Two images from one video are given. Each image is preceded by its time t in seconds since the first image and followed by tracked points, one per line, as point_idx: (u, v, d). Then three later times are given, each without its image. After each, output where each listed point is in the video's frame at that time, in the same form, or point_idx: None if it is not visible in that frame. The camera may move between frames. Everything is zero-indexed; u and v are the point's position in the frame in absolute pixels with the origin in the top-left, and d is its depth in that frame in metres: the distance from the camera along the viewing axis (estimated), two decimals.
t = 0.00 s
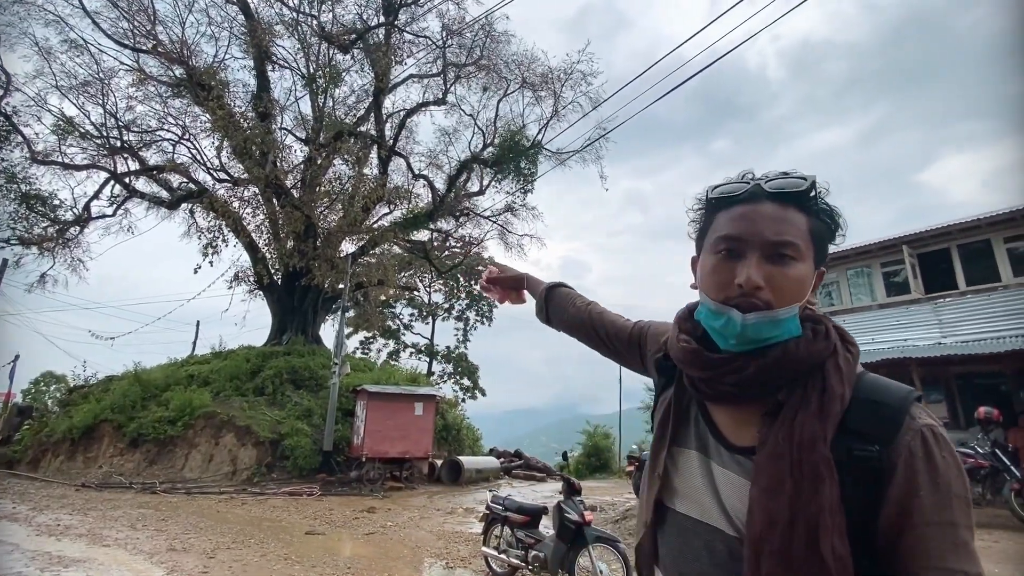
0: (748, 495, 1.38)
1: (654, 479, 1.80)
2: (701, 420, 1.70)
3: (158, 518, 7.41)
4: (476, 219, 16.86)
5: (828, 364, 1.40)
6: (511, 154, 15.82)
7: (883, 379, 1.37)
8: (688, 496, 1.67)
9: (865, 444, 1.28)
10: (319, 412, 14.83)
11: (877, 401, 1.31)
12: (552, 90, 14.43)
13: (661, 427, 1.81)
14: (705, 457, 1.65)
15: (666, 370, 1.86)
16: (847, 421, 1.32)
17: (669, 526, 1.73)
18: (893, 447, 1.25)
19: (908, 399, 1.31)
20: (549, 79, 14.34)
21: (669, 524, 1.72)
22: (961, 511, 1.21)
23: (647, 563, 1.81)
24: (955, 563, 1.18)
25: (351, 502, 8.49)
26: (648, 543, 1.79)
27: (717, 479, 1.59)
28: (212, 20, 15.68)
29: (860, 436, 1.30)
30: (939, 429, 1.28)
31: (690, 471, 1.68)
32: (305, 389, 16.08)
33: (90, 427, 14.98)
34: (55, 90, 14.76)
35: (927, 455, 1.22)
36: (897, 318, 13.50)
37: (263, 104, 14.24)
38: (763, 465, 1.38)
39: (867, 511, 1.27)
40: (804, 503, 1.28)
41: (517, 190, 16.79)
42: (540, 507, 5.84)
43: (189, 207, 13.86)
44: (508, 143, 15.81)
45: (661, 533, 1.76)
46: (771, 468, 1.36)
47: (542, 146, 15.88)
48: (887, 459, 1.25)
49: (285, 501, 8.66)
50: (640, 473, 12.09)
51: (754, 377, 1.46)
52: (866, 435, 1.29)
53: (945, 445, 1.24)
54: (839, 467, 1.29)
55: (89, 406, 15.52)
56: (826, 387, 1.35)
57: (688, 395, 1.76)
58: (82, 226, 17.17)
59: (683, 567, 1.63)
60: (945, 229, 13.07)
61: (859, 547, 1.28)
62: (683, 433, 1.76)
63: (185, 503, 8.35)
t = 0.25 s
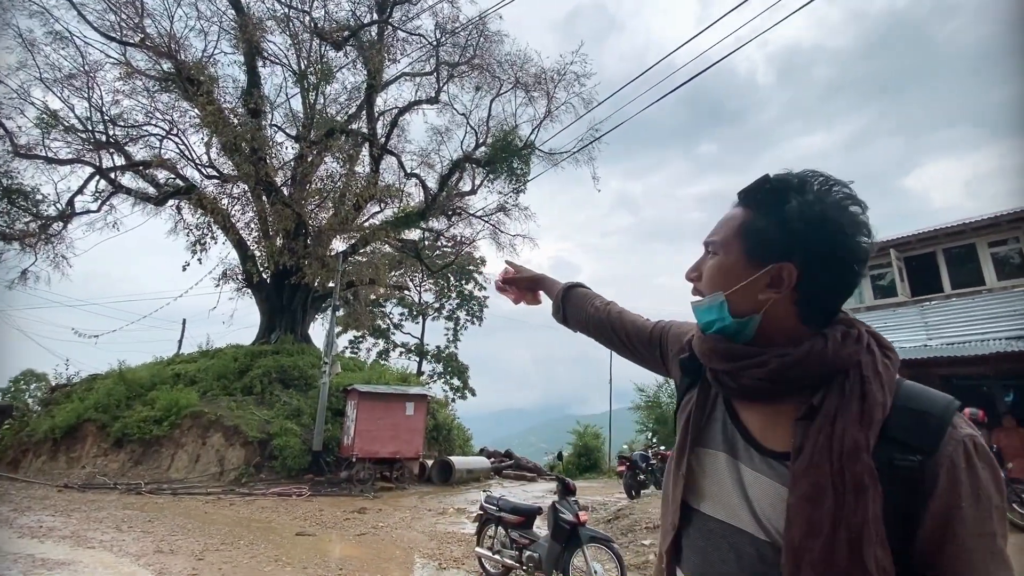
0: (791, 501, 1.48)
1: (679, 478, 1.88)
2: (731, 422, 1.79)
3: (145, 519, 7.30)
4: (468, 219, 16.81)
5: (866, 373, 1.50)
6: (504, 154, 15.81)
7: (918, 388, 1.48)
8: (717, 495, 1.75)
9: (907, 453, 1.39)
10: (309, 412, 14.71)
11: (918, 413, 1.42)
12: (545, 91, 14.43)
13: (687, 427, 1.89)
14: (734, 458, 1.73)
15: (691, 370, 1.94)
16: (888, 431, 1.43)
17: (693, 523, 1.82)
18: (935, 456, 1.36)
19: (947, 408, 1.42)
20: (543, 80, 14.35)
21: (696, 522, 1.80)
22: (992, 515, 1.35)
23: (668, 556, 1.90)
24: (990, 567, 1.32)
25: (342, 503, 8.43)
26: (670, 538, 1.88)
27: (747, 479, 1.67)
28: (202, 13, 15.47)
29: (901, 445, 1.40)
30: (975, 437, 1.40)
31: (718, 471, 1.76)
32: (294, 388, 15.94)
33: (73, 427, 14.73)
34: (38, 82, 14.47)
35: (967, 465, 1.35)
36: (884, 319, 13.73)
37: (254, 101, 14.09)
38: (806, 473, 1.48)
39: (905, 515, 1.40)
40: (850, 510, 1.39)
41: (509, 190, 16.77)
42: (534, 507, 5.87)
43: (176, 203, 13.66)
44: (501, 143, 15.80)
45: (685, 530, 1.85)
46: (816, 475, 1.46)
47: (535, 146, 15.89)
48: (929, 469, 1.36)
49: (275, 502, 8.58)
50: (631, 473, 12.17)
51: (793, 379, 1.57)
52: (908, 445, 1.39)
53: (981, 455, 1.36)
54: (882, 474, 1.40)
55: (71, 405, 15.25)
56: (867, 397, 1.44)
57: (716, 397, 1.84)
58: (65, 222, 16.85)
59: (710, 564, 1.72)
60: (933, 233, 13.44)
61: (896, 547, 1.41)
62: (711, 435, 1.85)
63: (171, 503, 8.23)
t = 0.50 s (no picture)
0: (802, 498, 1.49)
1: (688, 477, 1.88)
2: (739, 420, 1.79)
3: (125, 521, 7.13)
4: (457, 218, 16.73)
5: (876, 373, 1.52)
6: (494, 154, 15.77)
7: (926, 386, 1.49)
8: (724, 493, 1.75)
9: (914, 450, 1.40)
10: (295, 412, 14.54)
11: (926, 411, 1.43)
12: (535, 91, 14.41)
13: (693, 425, 1.90)
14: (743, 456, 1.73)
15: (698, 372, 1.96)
16: (897, 428, 1.44)
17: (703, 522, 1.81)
18: (946, 453, 1.37)
19: (956, 407, 1.43)
20: (533, 80, 14.33)
21: (704, 520, 1.81)
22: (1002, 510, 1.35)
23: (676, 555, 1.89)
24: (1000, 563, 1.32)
25: (328, 503, 8.35)
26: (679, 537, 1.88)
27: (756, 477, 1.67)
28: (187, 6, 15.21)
29: (910, 443, 1.41)
30: (983, 434, 1.41)
31: (726, 468, 1.76)
32: (279, 387, 15.74)
33: (50, 427, 14.40)
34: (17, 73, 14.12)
35: (978, 461, 1.35)
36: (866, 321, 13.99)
37: (240, 95, 13.89)
38: (815, 470, 1.49)
39: (916, 511, 1.40)
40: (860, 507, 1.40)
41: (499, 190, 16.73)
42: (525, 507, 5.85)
43: (159, 199, 13.39)
44: (490, 142, 15.76)
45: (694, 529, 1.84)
46: (827, 472, 1.47)
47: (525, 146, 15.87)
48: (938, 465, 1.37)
49: (261, 503, 8.45)
50: (618, 472, 12.23)
51: (803, 376, 1.58)
52: (916, 442, 1.40)
53: (992, 451, 1.37)
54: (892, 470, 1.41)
55: (49, 404, 14.91)
56: (878, 397, 1.46)
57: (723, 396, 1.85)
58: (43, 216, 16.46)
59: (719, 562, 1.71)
60: (914, 237, 13.72)
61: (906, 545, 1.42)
62: (718, 433, 1.84)
63: (151, 505, 8.06)
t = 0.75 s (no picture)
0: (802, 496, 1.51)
1: (677, 490, 1.81)
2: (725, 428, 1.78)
3: (100, 523, 6.94)
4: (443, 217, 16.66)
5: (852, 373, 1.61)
6: (481, 153, 15.75)
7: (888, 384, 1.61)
8: (718, 504, 1.71)
9: (892, 441, 1.49)
10: (276, 411, 14.33)
11: (896, 403, 1.54)
12: (523, 91, 14.42)
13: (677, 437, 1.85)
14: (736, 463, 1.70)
15: (680, 385, 1.93)
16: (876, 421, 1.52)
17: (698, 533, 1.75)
18: (919, 441, 1.47)
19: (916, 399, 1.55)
20: (521, 80, 14.34)
21: (699, 532, 1.75)
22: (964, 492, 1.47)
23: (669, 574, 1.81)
24: (970, 538, 1.42)
25: (310, 504, 8.24)
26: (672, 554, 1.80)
27: (749, 487, 1.66)
28: None
29: (887, 434, 1.51)
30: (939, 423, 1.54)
31: (717, 481, 1.72)
32: (261, 386, 15.49)
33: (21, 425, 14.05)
34: None
35: (941, 445, 1.47)
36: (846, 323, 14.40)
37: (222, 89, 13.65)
38: (812, 468, 1.52)
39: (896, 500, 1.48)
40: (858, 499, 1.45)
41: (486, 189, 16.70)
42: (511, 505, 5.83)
43: (136, 193, 13.07)
44: (478, 141, 15.74)
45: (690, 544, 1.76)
46: (823, 469, 1.51)
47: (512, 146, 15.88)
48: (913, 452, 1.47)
49: (242, 504, 8.29)
50: (602, 471, 12.29)
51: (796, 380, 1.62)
52: (893, 433, 1.50)
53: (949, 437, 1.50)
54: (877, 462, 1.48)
55: (20, 403, 14.48)
56: (857, 394, 1.54)
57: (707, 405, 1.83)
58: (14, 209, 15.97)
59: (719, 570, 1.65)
60: (891, 242, 14.05)
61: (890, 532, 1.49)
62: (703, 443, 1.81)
63: (127, 506, 7.85)
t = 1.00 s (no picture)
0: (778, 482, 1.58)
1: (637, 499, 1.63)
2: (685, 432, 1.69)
3: (74, 525, 6.72)
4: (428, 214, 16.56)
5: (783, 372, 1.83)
6: (467, 151, 15.71)
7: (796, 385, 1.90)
8: (689, 509, 1.59)
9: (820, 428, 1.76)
10: (256, 410, 14.09)
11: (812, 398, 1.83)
12: (510, 90, 14.41)
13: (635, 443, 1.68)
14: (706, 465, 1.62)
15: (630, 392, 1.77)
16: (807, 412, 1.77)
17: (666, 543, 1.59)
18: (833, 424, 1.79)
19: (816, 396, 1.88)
20: (508, 78, 14.32)
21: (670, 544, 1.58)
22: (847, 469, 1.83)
23: None
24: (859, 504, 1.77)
25: (291, 504, 8.10)
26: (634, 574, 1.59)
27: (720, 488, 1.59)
28: None
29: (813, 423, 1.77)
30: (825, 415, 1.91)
31: (685, 486, 1.60)
32: (240, 384, 15.21)
33: None
34: None
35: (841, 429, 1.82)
36: (823, 325, 14.80)
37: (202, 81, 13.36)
38: (783, 454, 1.64)
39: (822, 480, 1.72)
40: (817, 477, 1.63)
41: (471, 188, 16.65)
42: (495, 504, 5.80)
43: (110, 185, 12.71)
44: (463, 139, 15.69)
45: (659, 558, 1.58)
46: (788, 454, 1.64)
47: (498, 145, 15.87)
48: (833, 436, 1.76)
49: (221, 504, 8.11)
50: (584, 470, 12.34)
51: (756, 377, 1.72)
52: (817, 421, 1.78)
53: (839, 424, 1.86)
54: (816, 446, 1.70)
55: None
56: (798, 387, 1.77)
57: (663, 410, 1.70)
58: None
59: None
60: (867, 245, 14.46)
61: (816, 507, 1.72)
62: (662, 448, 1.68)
63: (100, 507, 7.62)
